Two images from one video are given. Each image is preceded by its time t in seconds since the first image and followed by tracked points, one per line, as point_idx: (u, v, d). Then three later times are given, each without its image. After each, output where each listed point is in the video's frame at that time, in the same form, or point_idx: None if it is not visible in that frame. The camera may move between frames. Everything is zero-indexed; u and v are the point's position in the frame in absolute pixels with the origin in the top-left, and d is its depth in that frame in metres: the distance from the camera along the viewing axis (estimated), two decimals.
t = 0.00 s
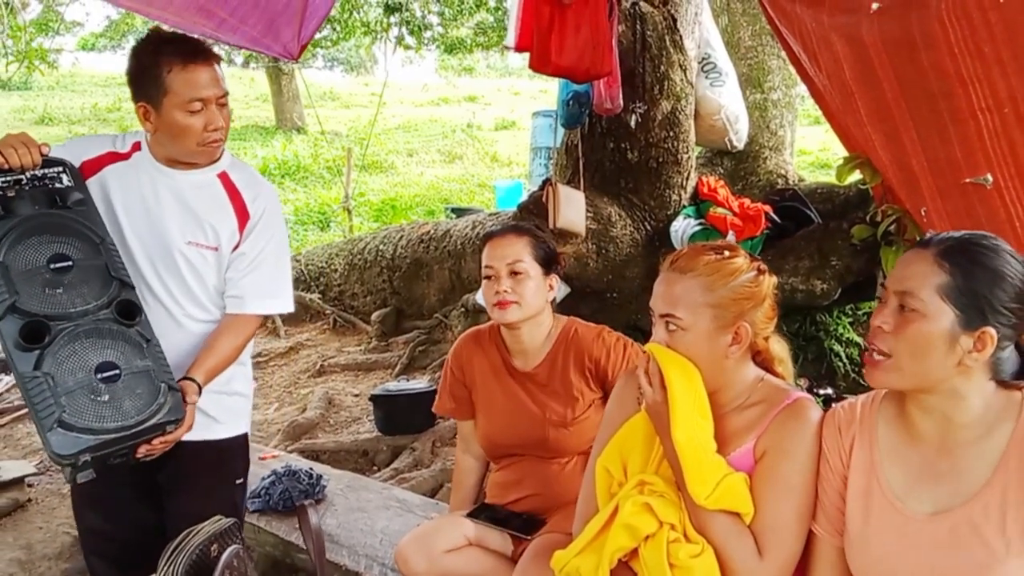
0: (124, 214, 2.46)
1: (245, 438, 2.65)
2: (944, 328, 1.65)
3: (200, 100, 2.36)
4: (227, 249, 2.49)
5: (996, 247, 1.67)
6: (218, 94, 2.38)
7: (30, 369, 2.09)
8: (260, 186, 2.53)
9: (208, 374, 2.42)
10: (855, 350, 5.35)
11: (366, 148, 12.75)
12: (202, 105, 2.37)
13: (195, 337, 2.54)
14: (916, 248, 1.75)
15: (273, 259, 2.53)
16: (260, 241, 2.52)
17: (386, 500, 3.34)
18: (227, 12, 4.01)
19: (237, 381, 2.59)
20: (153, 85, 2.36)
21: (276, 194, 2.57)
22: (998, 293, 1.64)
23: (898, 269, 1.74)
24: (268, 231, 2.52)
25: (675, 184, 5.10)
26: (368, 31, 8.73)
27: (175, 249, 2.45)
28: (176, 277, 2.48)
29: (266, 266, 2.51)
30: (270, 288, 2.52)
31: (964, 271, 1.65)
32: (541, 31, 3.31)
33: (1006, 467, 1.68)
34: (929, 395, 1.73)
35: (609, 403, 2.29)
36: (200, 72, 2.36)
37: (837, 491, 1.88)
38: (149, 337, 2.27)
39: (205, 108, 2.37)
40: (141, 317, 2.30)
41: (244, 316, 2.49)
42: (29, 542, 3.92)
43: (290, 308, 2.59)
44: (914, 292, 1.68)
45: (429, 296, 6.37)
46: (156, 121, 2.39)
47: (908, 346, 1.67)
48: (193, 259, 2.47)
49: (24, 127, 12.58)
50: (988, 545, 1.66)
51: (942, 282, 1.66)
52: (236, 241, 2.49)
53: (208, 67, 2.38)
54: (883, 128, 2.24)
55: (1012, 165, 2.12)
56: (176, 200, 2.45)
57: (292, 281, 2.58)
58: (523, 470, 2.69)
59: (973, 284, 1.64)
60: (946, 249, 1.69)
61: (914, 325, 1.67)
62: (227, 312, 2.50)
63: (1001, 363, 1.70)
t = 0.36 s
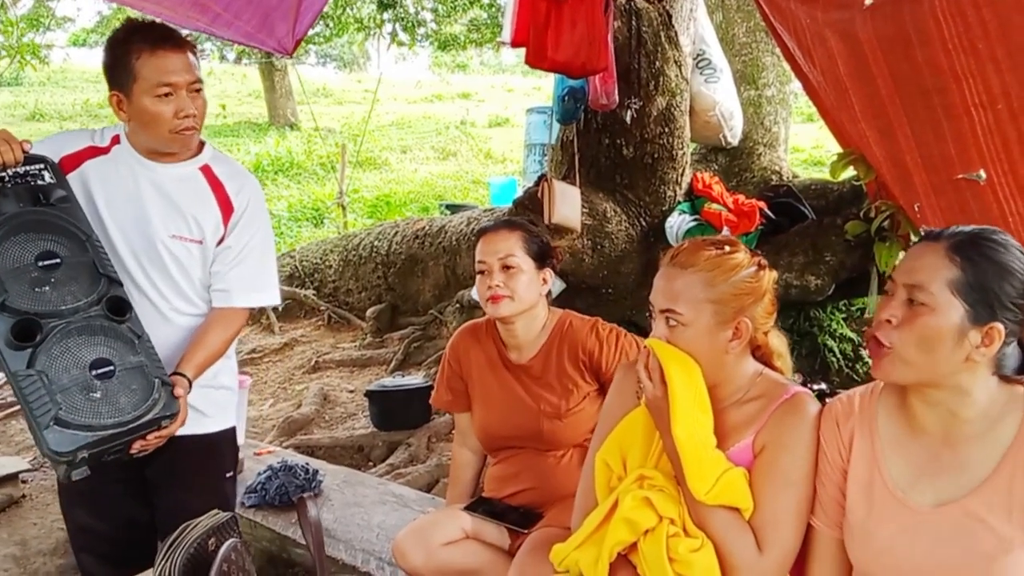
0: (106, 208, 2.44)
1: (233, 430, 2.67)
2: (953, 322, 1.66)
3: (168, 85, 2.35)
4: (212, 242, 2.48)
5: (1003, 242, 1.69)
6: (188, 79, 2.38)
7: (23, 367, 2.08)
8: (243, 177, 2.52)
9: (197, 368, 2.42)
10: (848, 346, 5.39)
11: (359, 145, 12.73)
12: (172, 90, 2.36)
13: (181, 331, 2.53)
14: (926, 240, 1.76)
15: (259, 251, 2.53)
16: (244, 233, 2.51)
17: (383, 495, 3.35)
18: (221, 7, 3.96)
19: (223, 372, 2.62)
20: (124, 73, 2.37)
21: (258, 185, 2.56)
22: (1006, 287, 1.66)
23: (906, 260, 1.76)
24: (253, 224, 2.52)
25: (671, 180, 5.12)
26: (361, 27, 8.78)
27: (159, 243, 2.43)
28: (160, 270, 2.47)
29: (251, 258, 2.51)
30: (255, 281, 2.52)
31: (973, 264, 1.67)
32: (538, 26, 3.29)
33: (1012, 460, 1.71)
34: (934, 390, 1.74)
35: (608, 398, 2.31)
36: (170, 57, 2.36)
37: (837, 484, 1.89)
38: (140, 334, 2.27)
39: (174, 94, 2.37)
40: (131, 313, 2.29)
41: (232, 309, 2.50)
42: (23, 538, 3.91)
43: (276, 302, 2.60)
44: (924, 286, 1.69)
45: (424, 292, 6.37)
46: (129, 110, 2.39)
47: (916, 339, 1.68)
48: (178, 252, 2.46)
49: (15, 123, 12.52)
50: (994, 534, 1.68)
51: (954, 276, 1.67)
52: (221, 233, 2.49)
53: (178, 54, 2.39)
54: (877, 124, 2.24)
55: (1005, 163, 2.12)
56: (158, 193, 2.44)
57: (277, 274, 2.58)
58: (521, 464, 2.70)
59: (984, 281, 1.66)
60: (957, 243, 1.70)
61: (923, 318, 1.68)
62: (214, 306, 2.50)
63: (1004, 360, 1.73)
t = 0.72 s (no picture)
0: (92, 196, 2.43)
1: (224, 421, 2.66)
2: (969, 293, 1.66)
3: (149, 72, 2.33)
4: (199, 229, 2.46)
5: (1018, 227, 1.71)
6: (170, 66, 2.35)
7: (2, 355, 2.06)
8: (231, 163, 2.50)
9: (183, 359, 2.39)
10: (843, 339, 5.41)
11: (353, 138, 12.68)
12: (153, 77, 2.34)
13: (168, 321, 2.50)
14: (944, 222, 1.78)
15: (247, 238, 2.50)
16: (232, 220, 2.48)
17: (380, 487, 3.34)
18: None
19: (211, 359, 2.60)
20: (104, 60, 2.35)
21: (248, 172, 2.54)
22: None
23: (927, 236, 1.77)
24: (241, 209, 2.49)
25: (668, 172, 5.11)
26: (352, 19, 8.54)
27: (145, 230, 2.41)
28: (147, 259, 2.44)
29: (239, 245, 2.47)
30: (243, 269, 2.49)
31: (991, 242, 1.68)
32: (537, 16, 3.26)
33: (1007, 441, 1.70)
34: (937, 374, 1.74)
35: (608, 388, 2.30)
36: (152, 43, 2.33)
37: (837, 472, 1.89)
38: (122, 322, 2.24)
39: (156, 82, 2.34)
40: (113, 301, 2.26)
41: (222, 297, 2.47)
42: (17, 531, 3.88)
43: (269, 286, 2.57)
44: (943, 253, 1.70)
45: (420, 285, 6.35)
46: (111, 97, 2.38)
47: (931, 302, 1.68)
48: (164, 240, 2.43)
49: (4, 115, 12.44)
50: (992, 520, 1.68)
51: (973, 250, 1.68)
52: (208, 220, 2.46)
53: (160, 41, 2.35)
54: (876, 116, 2.35)
55: (1003, 154, 2.16)
56: (144, 180, 2.42)
57: (268, 262, 2.55)
58: (520, 455, 2.69)
59: (1010, 254, 1.67)
60: (976, 221, 1.73)
61: (940, 285, 1.68)
62: (203, 295, 2.48)
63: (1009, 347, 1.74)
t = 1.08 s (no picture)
0: (80, 190, 2.43)
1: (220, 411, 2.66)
2: (961, 320, 1.69)
3: (135, 68, 2.32)
4: (188, 222, 2.47)
5: (1009, 234, 1.70)
6: (156, 62, 2.34)
7: None
8: (219, 155, 2.52)
9: (173, 352, 2.40)
10: (842, 338, 5.44)
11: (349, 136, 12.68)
12: (139, 73, 2.33)
13: (160, 314, 2.52)
14: (928, 237, 1.78)
15: (237, 231, 2.52)
16: (221, 214, 2.50)
17: (385, 482, 3.36)
18: None
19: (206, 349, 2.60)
20: (90, 55, 2.35)
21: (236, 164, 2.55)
22: (1014, 281, 1.68)
23: (911, 257, 1.78)
24: (229, 203, 2.51)
25: (670, 172, 5.16)
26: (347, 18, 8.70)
27: (134, 225, 2.43)
28: (137, 252, 2.46)
29: (229, 239, 2.49)
30: (234, 261, 2.51)
31: (978, 262, 1.69)
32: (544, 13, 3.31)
33: (1017, 440, 1.73)
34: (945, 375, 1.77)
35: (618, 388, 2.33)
36: (138, 39, 2.33)
37: (851, 467, 1.92)
38: (113, 316, 2.23)
39: (142, 77, 2.34)
40: (103, 296, 2.26)
41: (212, 292, 2.48)
42: (22, 523, 3.89)
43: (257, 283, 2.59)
44: (931, 282, 1.71)
45: (420, 282, 6.36)
46: (98, 93, 2.38)
47: (927, 340, 1.71)
48: (154, 234, 2.45)
49: None
50: (1007, 516, 1.71)
51: (959, 277, 1.69)
52: (197, 214, 2.48)
53: (146, 36, 2.34)
54: (878, 118, 2.27)
55: (1006, 157, 2.13)
56: (132, 174, 2.43)
57: (257, 255, 2.56)
58: (529, 451, 2.72)
59: (999, 272, 1.68)
60: (961, 241, 1.72)
61: (933, 319, 1.71)
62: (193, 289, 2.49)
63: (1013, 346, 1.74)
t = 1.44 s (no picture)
0: (93, 203, 2.46)
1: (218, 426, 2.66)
2: (954, 332, 1.71)
3: (147, 83, 2.34)
4: (199, 234, 2.49)
5: (996, 247, 1.72)
6: (167, 77, 2.36)
7: (4, 357, 2.09)
8: (231, 167, 2.53)
9: (183, 361, 2.42)
10: (840, 347, 5.47)
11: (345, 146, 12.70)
12: (150, 88, 2.35)
13: (170, 324, 2.55)
14: (918, 252, 1.79)
15: (248, 241, 2.54)
16: (232, 225, 2.52)
17: (388, 493, 3.36)
18: (221, 7, 3.89)
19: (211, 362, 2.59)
20: (103, 71, 2.36)
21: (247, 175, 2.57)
22: (1004, 295, 1.70)
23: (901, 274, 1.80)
24: (241, 214, 2.53)
25: (667, 182, 5.18)
26: (341, 28, 8.62)
27: (146, 237, 2.45)
28: (149, 264, 2.48)
29: (241, 250, 2.52)
30: (247, 271, 2.54)
31: (967, 275, 1.71)
32: (545, 27, 3.34)
33: (1015, 451, 1.75)
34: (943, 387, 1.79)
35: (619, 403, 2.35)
36: (149, 54, 2.34)
37: (854, 478, 1.93)
38: (122, 324, 2.28)
39: (153, 92, 2.35)
40: (113, 304, 2.31)
41: (224, 300, 2.51)
42: (22, 536, 3.87)
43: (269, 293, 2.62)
44: (922, 297, 1.73)
45: (418, 293, 6.38)
46: (111, 109, 2.40)
47: (920, 353, 1.73)
48: (165, 245, 2.47)
49: None
50: (1010, 525, 1.72)
51: (949, 292, 1.71)
52: (208, 225, 2.50)
53: (156, 51, 2.36)
54: (875, 129, 2.14)
55: (1002, 167, 2.00)
56: (145, 187, 2.45)
57: (269, 265, 2.59)
58: (532, 462, 2.73)
59: (990, 284, 1.70)
60: (949, 255, 1.74)
61: (925, 332, 1.72)
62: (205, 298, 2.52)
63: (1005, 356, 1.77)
